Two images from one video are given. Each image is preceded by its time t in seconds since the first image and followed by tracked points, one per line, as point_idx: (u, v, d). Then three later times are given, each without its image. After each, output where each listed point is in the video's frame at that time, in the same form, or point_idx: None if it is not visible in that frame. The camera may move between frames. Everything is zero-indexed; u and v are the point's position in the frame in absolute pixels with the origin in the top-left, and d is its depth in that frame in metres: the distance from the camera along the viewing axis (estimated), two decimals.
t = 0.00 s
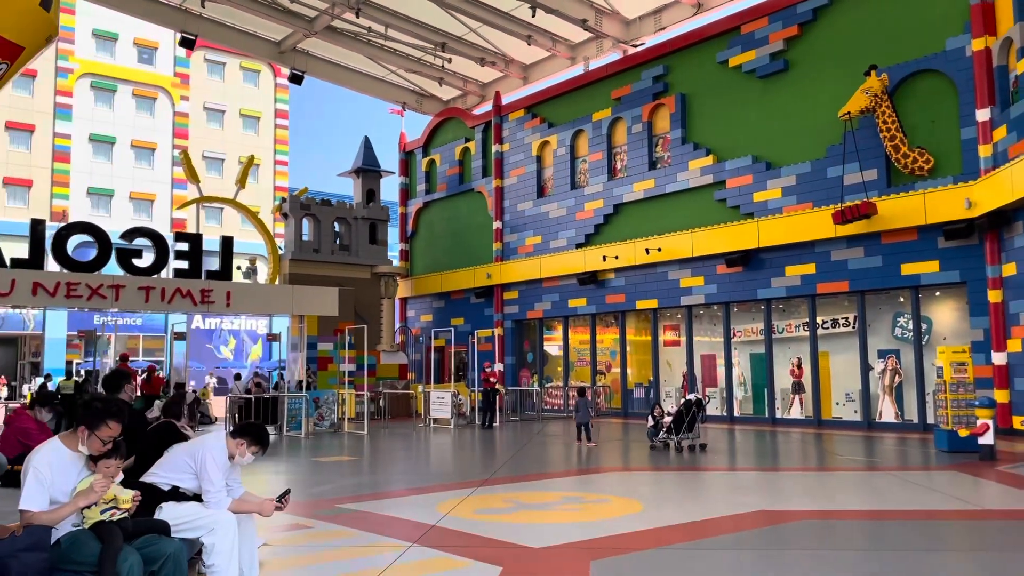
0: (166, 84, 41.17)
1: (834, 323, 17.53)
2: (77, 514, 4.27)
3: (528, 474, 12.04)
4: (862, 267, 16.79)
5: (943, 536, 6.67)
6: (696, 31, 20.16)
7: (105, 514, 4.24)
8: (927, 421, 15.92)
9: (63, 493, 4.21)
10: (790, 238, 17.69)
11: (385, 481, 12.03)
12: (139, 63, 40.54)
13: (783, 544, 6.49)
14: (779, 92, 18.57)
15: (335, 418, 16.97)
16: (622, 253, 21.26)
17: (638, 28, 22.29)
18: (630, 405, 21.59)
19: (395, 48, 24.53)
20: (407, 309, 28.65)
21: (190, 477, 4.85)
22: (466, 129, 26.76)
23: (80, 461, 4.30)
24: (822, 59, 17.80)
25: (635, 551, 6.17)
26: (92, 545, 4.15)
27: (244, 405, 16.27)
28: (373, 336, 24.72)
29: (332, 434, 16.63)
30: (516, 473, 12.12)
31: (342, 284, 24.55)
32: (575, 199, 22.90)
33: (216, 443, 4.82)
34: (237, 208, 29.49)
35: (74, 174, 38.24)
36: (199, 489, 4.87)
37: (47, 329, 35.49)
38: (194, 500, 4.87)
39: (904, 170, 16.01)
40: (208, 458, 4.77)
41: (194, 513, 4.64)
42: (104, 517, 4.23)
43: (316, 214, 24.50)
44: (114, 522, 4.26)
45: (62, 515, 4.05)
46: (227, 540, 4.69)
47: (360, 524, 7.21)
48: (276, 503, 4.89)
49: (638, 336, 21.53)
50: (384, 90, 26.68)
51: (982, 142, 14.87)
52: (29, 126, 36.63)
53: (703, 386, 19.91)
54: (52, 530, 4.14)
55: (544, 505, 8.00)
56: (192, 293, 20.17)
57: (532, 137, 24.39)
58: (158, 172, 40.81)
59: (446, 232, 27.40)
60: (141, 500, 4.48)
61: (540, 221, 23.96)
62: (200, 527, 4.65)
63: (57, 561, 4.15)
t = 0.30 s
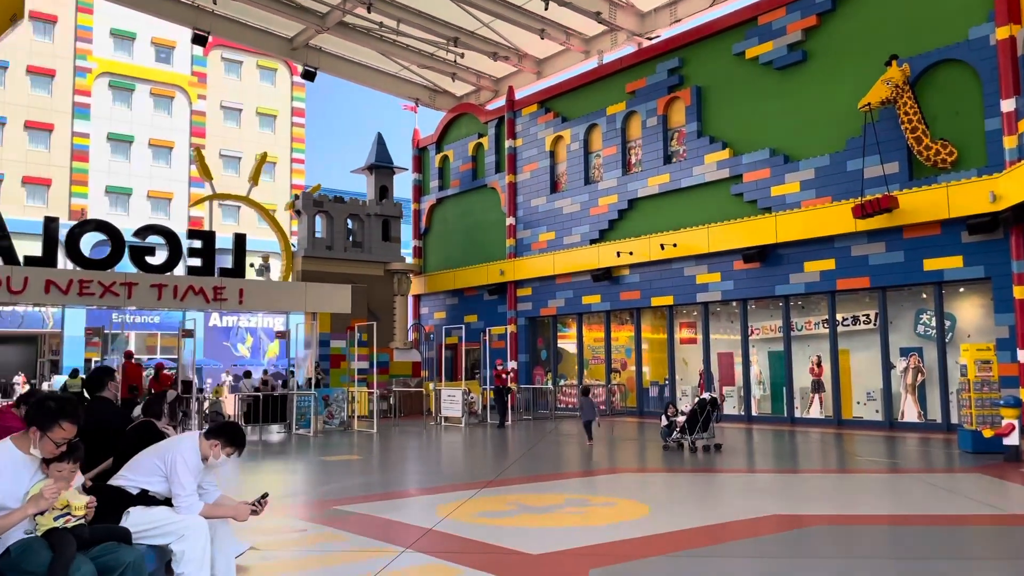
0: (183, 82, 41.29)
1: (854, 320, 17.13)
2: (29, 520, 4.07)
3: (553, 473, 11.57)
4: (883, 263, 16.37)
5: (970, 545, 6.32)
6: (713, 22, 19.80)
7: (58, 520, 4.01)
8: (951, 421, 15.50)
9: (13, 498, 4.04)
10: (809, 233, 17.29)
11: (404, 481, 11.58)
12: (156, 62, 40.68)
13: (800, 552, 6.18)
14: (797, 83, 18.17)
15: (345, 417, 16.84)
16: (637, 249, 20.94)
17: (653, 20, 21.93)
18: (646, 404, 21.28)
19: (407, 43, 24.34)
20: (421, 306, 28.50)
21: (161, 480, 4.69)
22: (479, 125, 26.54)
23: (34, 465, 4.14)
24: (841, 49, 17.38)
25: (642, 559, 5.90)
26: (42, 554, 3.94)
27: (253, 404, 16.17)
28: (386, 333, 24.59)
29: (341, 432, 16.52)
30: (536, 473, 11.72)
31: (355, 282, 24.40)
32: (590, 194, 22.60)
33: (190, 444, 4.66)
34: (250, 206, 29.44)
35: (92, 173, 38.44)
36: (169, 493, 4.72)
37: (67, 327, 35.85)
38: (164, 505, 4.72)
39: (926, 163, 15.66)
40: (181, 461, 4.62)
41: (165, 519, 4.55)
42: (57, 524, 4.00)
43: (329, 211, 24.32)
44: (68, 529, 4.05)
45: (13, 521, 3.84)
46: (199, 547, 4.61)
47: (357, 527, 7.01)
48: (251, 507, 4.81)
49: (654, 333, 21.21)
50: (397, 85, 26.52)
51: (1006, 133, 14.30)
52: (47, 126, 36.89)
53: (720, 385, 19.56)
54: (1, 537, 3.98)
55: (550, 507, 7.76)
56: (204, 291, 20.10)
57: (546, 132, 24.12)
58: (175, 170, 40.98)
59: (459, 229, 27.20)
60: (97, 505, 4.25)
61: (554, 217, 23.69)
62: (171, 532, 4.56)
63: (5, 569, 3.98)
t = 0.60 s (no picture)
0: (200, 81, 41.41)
1: (874, 317, 16.74)
2: None
3: (568, 473, 11.31)
4: (904, 258, 15.95)
5: (995, 553, 6.00)
6: (729, 13, 19.45)
7: (5, 529, 3.80)
8: (974, 420, 15.09)
9: None
10: (827, 228, 16.92)
11: (415, 481, 11.35)
12: (173, 61, 40.83)
13: (814, 560, 5.89)
14: (815, 75, 17.80)
15: (355, 415, 16.72)
16: (651, 245, 20.63)
17: (668, 13, 21.59)
18: (661, 403, 20.97)
19: (420, 39, 24.18)
20: (436, 304, 28.36)
21: (127, 485, 4.55)
22: (493, 121, 26.34)
23: None
24: (860, 40, 16.98)
25: (646, 567, 5.64)
26: None
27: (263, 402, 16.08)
28: (400, 331, 24.45)
29: (352, 431, 16.41)
30: (550, 473, 11.44)
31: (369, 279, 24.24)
32: (604, 190, 22.33)
33: (157, 448, 4.52)
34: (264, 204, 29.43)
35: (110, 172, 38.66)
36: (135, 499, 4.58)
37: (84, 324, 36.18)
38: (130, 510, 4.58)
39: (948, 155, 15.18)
40: (147, 465, 4.48)
41: (131, 526, 4.41)
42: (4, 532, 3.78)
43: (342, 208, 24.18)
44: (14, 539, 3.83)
45: None
46: (165, 553, 4.47)
47: (353, 531, 6.83)
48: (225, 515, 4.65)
49: (669, 331, 20.89)
50: (410, 82, 26.37)
51: None
52: (65, 125, 37.13)
53: (737, 383, 19.23)
54: None
55: (554, 511, 7.52)
56: (217, 289, 20.06)
57: (559, 128, 23.85)
58: (192, 169, 41.11)
59: (473, 226, 27.01)
60: (45, 516, 4.07)
61: (568, 213, 23.44)
62: (136, 541, 4.41)
63: None
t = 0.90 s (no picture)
0: (219, 80, 41.55)
1: (896, 314, 16.35)
2: None
3: (588, 474, 11.00)
4: (927, 253, 15.55)
5: None
6: (748, 5, 19.09)
7: None
8: (1000, 419, 14.69)
9: None
10: (848, 224, 16.55)
11: (429, 482, 11.11)
12: (192, 60, 40.99)
13: (835, 569, 5.63)
14: (836, 67, 17.40)
15: (368, 414, 16.65)
16: (669, 241, 20.34)
17: (686, 6, 21.25)
18: (679, 401, 20.69)
19: (436, 34, 24.00)
20: (452, 301, 28.23)
21: (93, 491, 4.11)
22: (510, 116, 26.13)
23: None
24: (882, 30, 16.56)
25: None
26: None
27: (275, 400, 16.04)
28: (415, 329, 24.36)
29: (365, 430, 16.34)
30: (567, 473, 11.16)
31: (384, 277, 24.14)
32: (621, 186, 22.05)
33: (126, 451, 4.13)
34: (281, 202, 29.44)
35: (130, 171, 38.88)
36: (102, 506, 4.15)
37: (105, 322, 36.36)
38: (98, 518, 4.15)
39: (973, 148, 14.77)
40: (115, 469, 4.08)
41: (98, 537, 4.01)
42: None
43: (357, 206, 24.04)
44: None
45: None
46: (135, 565, 4.10)
47: (353, 535, 6.66)
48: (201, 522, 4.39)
49: (687, 328, 20.59)
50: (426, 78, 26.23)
51: None
52: (85, 125, 37.43)
53: (756, 381, 18.91)
54: None
55: (562, 515, 7.31)
56: (232, 286, 20.04)
57: (576, 123, 23.60)
58: (211, 168, 41.29)
59: (490, 222, 26.83)
60: None
61: (584, 210, 23.18)
62: (103, 551, 4.03)
63: None
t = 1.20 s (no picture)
0: (236, 77, 41.58)
1: (920, 309, 15.91)
2: None
3: (605, 472, 10.67)
4: (952, 246, 15.10)
5: None
6: None
7: None
8: None
9: None
10: (869, 216, 16.13)
11: (442, 479, 10.84)
12: (209, 57, 41.06)
13: None
14: (856, 55, 16.96)
15: (379, 411, 16.49)
16: (686, 235, 19.98)
17: None
18: (697, 398, 20.35)
19: (449, 27, 23.75)
20: (467, 297, 28.02)
21: (51, 494, 3.92)
22: (524, 110, 25.85)
23: None
24: (905, 16, 16.11)
25: None
26: None
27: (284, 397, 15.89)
28: (430, 325, 24.16)
29: (375, 427, 16.17)
30: (582, 472, 10.84)
31: (398, 272, 23.94)
32: (637, 179, 21.71)
33: (82, 454, 3.91)
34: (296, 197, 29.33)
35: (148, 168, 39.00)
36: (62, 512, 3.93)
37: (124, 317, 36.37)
38: (58, 523, 3.95)
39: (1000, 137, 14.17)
40: (72, 472, 3.88)
41: (54, 542, 3.86)
42: None
43: (371, 201, 23.93)
44: None
45: None
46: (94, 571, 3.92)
47: (348, 537, 6.43)
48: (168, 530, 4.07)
49: (705, 324, 20.23)
50: (440, 72, 26.00)
51: None
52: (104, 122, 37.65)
53: (775, 378, 18.52)
54: None
55: (568, 517, 7.06)
56: (245, 283, 19.91)
57: (591, 115, 23.27)
58: (229, 165, 41.32)
59: (505, 217, 26.57)
60: None
61: (600, 203, 22.86)
62: (60, 559, 3.88)
63: None
